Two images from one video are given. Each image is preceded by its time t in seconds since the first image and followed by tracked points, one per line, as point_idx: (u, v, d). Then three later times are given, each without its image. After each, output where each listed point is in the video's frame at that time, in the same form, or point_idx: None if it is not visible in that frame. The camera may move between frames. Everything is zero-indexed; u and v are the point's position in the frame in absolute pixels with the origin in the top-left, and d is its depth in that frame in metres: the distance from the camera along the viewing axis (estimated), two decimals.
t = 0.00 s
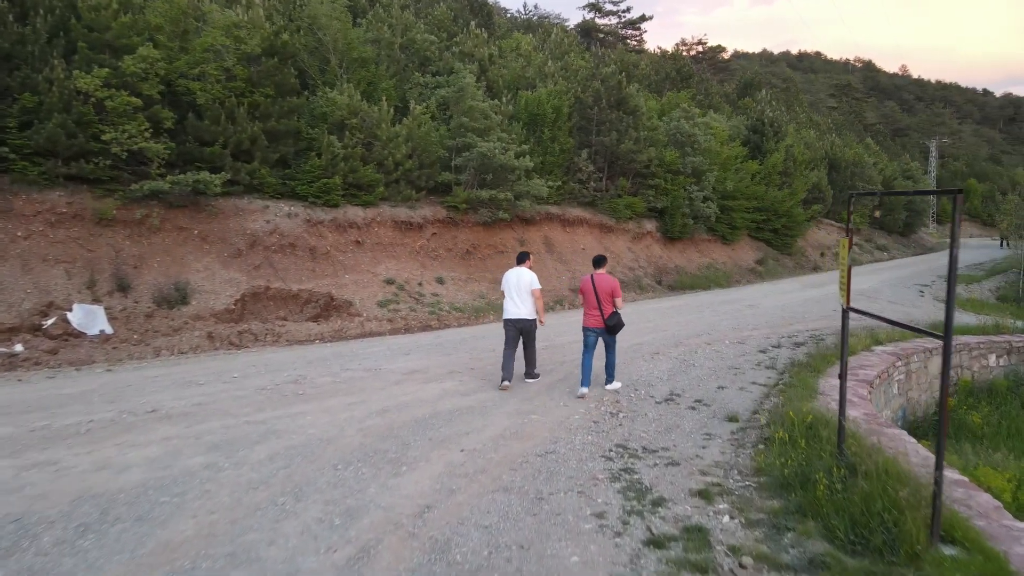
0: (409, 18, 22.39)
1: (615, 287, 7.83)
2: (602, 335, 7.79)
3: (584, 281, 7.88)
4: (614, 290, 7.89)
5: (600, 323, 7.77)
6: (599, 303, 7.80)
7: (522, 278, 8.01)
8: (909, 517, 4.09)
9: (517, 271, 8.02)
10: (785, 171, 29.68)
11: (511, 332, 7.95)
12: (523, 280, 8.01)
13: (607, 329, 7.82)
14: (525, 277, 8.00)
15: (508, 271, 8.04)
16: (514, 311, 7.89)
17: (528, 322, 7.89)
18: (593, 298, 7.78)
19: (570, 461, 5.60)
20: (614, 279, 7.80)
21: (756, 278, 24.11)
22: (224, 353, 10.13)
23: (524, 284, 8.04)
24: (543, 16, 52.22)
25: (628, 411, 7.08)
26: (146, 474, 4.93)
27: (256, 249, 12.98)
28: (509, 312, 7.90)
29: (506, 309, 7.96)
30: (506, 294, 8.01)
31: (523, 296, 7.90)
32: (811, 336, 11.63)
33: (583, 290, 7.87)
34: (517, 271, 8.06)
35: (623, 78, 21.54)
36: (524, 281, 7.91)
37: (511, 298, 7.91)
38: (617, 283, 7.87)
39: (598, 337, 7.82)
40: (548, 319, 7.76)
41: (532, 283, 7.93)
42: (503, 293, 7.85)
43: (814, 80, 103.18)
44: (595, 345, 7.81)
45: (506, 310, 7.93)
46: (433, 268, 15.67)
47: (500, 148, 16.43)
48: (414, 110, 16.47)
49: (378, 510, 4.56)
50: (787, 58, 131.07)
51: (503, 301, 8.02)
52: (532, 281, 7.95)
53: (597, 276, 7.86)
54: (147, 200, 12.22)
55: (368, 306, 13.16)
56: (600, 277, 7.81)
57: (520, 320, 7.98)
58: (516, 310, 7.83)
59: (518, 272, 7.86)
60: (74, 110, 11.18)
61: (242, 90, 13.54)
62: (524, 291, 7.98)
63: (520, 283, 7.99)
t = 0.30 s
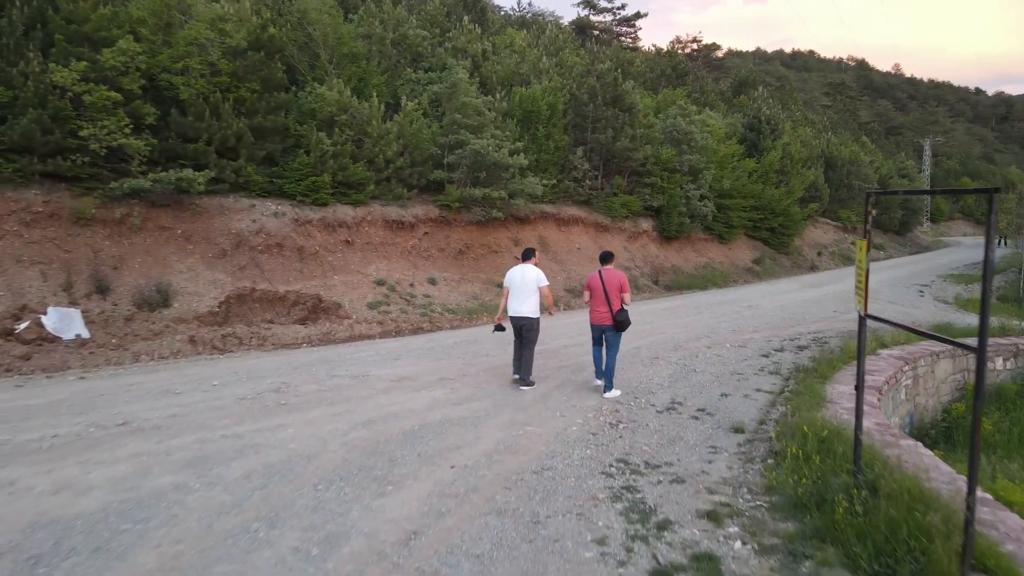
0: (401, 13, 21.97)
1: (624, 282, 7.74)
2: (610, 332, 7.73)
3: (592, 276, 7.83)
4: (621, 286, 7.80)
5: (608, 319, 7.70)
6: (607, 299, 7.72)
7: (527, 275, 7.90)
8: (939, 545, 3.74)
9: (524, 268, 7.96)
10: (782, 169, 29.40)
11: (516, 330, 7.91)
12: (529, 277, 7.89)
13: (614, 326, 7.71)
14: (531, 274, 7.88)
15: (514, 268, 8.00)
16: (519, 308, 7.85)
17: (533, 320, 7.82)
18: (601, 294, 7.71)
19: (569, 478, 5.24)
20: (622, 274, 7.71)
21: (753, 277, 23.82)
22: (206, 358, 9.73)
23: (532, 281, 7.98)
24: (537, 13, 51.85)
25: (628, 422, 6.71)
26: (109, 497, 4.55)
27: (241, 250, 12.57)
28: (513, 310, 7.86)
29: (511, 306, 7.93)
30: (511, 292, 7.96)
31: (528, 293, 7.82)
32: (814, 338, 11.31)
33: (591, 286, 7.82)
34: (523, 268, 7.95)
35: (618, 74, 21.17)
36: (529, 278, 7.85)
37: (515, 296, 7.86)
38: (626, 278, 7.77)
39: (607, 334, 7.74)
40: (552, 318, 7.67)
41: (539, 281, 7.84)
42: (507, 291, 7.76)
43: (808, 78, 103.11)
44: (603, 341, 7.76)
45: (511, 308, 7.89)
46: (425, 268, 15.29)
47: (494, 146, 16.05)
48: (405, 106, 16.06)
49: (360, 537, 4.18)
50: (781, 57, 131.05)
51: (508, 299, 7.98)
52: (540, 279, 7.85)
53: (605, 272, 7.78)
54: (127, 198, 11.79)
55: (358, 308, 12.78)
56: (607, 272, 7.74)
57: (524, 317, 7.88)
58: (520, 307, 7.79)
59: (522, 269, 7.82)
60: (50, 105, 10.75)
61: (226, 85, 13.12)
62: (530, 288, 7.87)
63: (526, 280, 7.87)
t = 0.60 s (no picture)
0: (392, 7, 21.52)
1: (624, 286, 7.43)
2: (612, 337, 7.40)
3: (590, 281, 7.54)
4: (622, 289, 7.49)
5: (609, 324, 7.39)
6: (607, 303, 7.40)
7: (528, 278, 7.70)
8: None
9: (525, 273, 7.75)
10: (778, 167, 29.10)
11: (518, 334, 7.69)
12: (530, 280, 7.70)
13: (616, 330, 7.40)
14: (532, 277, 7.70)
15: (516, 272, 7.83)
16: (520, 313, 7.61)
17: (533, 325, 7.56)
18: (600, 299, 7.41)
19: (565, 500, 4.85)
20: (621, 277, 7.41)
21: (749, 277, 23.51)
22: (184, 364, 9.30)
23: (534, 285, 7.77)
24: (530, 9, 51.38)
25: (628, 434, 6.32)
26: (60, 526, 4.13)
27: (224, 250, 12.12)
28: (514, 314, 7.63)
29: (513, 311, 7.70)
30: (513, 296, 7.74)
31: (528, 297, 7.58)
32: (816, 342, 10.96)
33: (590, 291, 7.52)
34: (524, 271, 7.77)
35: (613, 70, 20.78)
36: (530, 282, 7.62)
37: (515, 300, 7.63)
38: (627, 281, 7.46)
39: (609, 339, 7.43)
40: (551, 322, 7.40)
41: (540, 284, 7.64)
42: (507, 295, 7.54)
43: (802, 76, 103.03)
44: (606, 347, 7.44)
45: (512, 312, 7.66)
46: (415, 269, 14.88)
47: (486, 143, 15.65)
48: (396, 102, 15.64)
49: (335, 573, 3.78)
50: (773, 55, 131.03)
51: (510, 304, 7.76)
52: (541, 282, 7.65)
53: (603, 275, 7.50)
54: (104, 197, 11.33)
55: (346, 311, 12.37)
56: (606, 276, 7.44)
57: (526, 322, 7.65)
58: (519, 311, 7.55)
59: (522, 272, 7.63)
60: (21, 99, 10.29)
61: (209, 80, 12.67)
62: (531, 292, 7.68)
63: (526, 284, 7.68)
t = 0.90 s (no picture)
0: None
1: (621, 280, 7.56)
2: (613, 332, 7.53)
3: (588, 277, 7.65)
4: (619, 283, 7.62)
5: (610, 319, 7.50)
6: (605, 299, 7.52)
7: (528, 275, 7.68)
8: None
9: (525, 269, 7.78)
10: (775, 164, 28.76)
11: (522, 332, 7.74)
12: (530, 277, 7.68)
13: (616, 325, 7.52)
14: (531, 275, 7.67)
15: (517, 269, 7.83)
16: (523, 310, 7.67)
17: (536, 323, 7.64)
18: (599, 295, 7.52)
19: (560, 525, 4.46)
20: (618, 272, 7.53)
21: (746, 275, 23.17)
22: (159, 369, 8.86)
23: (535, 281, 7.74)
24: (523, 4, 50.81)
25: (627, 448, 5.93)
26: None
27: (206, 249, 11.67)
28: (516, 312, 7.68)
29: (516, 308, 7.77)
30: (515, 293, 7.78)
31: (529, 295, 7.61)
32: (819, 344, 10.61)
33: (588, 288, 7.63)
34: (523, 268, 7.74)
35: (608, 64, 20.38)
36: (529, 279, 7.64)
37: (517, 298, 7.69)
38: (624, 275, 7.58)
39: (609, 335, 7.56)
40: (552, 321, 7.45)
41: (540, 280, 7.60)
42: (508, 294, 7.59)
43: (796, 73, 102.82)
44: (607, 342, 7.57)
45: (515, 310, 7.73)
46: (405, 268, 14.45)
47: (478, 138, 15.23)
48: (385, 96, 15.21)
49: None
50: (767, 52, 130.96)
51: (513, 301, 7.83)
52: (540, 279, 7.61)
53: (600, 271, 7.61)
54: (78, 194, 10.85)
55: (332, 312, 11.95)
56: (604, 271, 7.52)
57: (528, 320, 7.68)
58: (522, 310, 7.61)
59: (522, 270, 7.63)
60: None
61: (190, 72, 12.20)
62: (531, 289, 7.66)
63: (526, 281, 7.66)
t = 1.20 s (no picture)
0: None
1: (623, 283, 7.23)
2: (612, 337, 7.26)
3: (587, 279, 7.31)
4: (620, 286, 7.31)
5: (608, 324, 7.23)
6: (606, 303, 7.22)
7: (535, 279, 7.49)
8: None
9: (535, 273, 7.56)
10: (771, 160, 28.53)
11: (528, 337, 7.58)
12: (537, 281, 7.49)
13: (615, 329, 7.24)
14: (539, 279, 7.48)
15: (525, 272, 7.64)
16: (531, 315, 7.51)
17: (541, 328, 7.43)
18: (599, 298, 7.22)
19: (554, 557, 4.05)
20: (620, 275, 7.19)
21: (742, 274, 22.84)
22: (131, 376, 8.41)
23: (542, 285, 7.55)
24: None
25: (625, 465, 5.53)
26: None
27: (185, 249, 11.21)
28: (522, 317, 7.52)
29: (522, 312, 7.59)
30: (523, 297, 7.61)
31: (537, 301, 7.42)
32: (821, 347, 10.25)
33: (588, 290, 7.32)
34: (529, 272, 7.54)
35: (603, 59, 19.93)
36: (538, 285, 7.43)
37: (524, 302, 7.49)
38: (626, 278, 7.25)
39: (608, 339, 7.28)
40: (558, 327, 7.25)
41: (548, 285, 7.43)
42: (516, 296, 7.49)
43: (790, 70, 102.62)
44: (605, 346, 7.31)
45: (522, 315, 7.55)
46: (394, 268, 14.02)
47: (469, 134, 14.80)
48: (373, 90, 14.74)
49: None
50: (761, 49, 130.78)
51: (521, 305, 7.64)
52: (548, 283, 7.43)
53: (602, 273, 7.27)
54: (50, 191, 10.37)
55: (317, 314, 11.52)
56: (605, 274, 7.21)
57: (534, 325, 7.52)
58: (529, 315, 7.42)
59: (531, 274, 7.38)
60: None
61: (168, 64, 11.73)
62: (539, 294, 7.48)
63: (533, 285, 7.48)
